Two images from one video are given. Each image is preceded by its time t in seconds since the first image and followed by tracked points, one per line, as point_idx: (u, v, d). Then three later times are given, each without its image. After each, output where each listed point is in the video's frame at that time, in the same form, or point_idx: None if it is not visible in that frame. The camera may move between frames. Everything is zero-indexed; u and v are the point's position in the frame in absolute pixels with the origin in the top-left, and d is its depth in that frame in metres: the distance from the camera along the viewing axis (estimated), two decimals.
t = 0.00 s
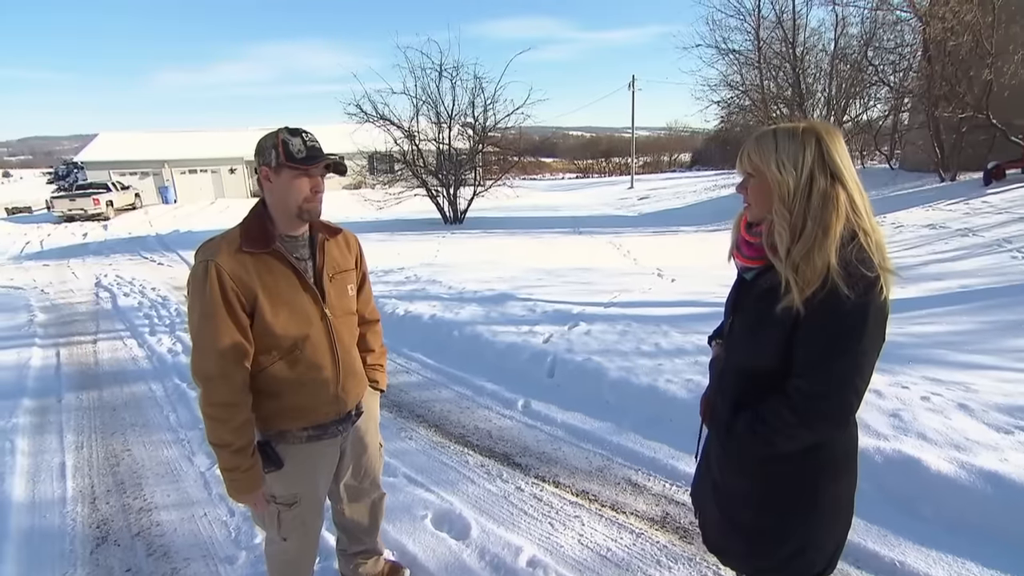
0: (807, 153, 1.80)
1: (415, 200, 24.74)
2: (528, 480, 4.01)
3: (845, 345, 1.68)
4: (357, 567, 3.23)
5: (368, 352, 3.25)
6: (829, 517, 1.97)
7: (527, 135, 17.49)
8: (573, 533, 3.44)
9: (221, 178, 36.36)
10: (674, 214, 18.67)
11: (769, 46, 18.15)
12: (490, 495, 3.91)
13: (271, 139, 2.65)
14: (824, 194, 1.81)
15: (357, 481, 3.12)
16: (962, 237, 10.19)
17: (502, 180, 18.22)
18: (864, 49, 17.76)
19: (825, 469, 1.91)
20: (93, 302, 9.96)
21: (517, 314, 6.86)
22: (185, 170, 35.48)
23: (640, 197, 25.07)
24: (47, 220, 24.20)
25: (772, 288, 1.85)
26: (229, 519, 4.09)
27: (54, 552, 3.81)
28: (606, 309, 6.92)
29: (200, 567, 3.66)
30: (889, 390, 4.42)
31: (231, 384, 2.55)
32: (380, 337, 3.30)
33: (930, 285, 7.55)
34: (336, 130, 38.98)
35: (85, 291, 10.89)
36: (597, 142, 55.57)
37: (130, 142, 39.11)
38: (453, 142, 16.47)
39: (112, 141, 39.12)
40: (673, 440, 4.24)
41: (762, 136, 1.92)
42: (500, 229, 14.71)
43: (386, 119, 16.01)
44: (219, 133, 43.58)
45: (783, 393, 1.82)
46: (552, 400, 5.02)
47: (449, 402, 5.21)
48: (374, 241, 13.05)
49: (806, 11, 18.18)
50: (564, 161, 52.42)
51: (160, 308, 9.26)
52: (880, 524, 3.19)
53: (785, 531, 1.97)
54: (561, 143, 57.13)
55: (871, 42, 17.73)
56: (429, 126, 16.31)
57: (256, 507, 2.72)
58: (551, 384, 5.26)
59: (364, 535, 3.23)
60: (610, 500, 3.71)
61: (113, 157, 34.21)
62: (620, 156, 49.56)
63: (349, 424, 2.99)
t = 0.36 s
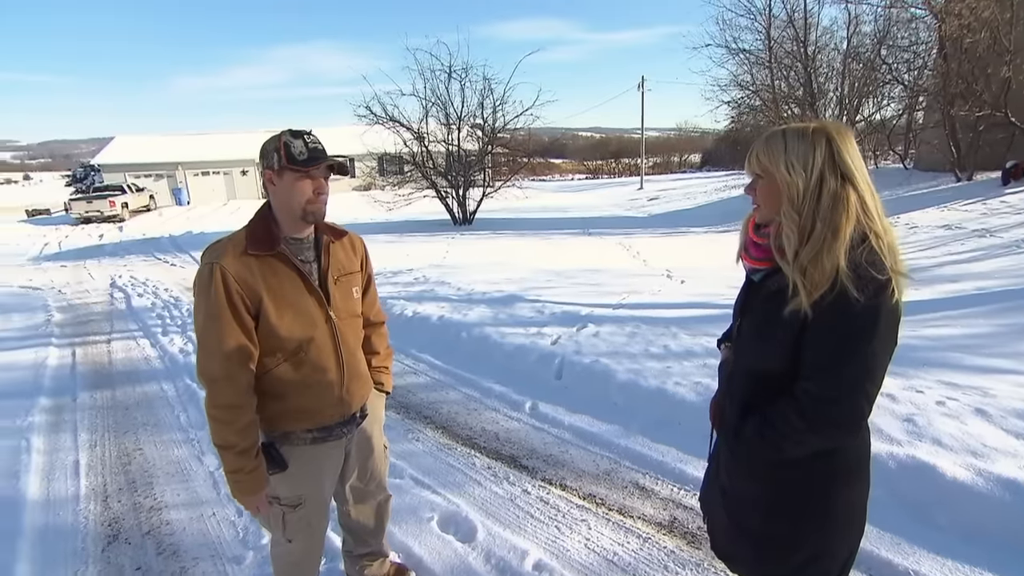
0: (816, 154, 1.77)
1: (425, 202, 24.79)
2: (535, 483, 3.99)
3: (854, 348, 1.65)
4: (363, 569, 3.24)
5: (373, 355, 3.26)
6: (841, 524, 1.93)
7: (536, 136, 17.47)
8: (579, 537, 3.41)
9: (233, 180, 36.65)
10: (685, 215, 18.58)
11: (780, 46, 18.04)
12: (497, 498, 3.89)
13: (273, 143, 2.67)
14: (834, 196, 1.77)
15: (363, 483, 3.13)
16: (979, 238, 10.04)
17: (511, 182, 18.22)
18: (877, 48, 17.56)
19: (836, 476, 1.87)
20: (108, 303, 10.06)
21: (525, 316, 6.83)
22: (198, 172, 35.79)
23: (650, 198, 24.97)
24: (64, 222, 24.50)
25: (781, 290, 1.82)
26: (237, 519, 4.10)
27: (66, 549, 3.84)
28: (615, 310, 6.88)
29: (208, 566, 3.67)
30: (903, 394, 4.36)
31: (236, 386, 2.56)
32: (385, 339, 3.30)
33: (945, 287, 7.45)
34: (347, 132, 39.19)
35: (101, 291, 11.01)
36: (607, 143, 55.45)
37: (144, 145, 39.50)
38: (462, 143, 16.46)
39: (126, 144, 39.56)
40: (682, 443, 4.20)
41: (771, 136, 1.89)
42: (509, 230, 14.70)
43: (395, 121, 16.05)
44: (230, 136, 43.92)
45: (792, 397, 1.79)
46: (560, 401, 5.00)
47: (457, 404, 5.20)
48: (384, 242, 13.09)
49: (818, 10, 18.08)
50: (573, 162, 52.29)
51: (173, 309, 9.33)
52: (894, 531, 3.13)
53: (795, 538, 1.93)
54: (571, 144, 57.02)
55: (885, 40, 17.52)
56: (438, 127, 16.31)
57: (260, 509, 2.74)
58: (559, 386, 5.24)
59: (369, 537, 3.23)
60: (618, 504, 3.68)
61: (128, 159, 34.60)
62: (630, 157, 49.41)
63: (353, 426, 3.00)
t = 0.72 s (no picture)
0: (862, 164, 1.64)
1: (464, 206, 24.94)
2: (559, 496, 3.90)
3: (902, 375, 1.52)
4: None
5: (395, 361, 3.26)
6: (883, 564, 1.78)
7: (575, 142, 17.35)
8: (600, 556, 3.31)
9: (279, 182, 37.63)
10: (726, 224, 18.20)
11: (829, 50, 17.65)
12: (519, 510, 3.82)
13: (299, 148, 2.68)
14: (882, 209, 1.64)
15: (382, 491, 3.13)
16: None
17: (548, 188, 18.18)
18: (937, 51, 16.85)
19: (880, 512, 1.73)
20: (160, 298, 10.41)
21: (557, 324, 6.73)
22: (247, 175, 36.89)
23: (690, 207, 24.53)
24: (122, 222, 25.55)
25: (818, 308, 1.71)
26: (265, 516, 4.13)
27: (105, 534, 3.96)
28: (648, 321, 6.72)
29: (234, 561, 3.69)
30: (962, 423, 4.12)
31: (257, 390, 2.60)
32: (408, 346, 3.30)
33: (1006, 307, 7.03)
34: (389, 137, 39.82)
35: (154, 287, 11.42)
36: (648, 150, 54.89)
37: (196, 149, 40.91)
38: (500, 149, 16.39)
39: (180, 148, 41.09)
40: (713, 463, 4.05)
41: (813, 145, 1.77)
42: (545, 237, 14.63)
43: (434, 127, 16.21)
44: (277, 140, 45.13)
45: (831, 425, 1.67)
46: (588, 414, 4.89)
47: (484, 411, 5.14)
48: (421, 246, 13.19)
49: (871, 12, 17.58)
50: (613, 168, 51.83)
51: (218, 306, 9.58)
52: None
53: None
54: (610, 151, 56.67)
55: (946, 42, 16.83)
56: (477, 133, 16.37)
57: (277, 512, 2.76)
58: (587, 397, 5.13)
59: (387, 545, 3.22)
60: (644, 524, 3.56)
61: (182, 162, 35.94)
62: (671, 164, 48.69)
63: (373, 433, 3.01)
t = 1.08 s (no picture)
0: (941, 162, 1.39)
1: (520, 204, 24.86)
2: (594, 507, 3.76)
3: (984, 415, 1.27)
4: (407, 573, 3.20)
5: (427, 360, 3.33)
6: None
7: (634, 140, 16.95)
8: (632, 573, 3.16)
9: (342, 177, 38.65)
10: (791, 228, 17.42)
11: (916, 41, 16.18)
12: (552, 517, 3.71)
13: (333, 145, 2.69)
14: (965, 217, 1.37)
15: (410, 489, 3.13)
16: None
17: (604, 187, 17.88)
18: None
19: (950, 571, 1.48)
20: (228, 285, 10.82)
21: (604, 326, 6.53)
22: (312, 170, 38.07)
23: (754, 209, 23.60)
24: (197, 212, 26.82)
25: (880, 328, 1.49)
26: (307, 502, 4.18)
27: (160, 506, 4.12)
28: (699, 327, 6.45)
29: (272, 544, 3.74)
30: None
31: (287, 383, 2.64)
32: (440, 345, 3.37)
33: None
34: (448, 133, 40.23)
35: (223, 274, 11.89)
36: (710, 149, 53.35)
37: (266, 144, 42.49)
38: (555, 147, 16.19)
39: (251, 142, 42.81)
40: (761, 484, 3.81)
41: (883, 141, 1.53)
42: (599, 236, 14.39)
43: (491, 124, 16.20)
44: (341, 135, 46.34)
45: (893, 464, 1.44)
46: (630, 422, 4.72)
47: (525, 412, 5.03)
48: (474, 243, 13.21)
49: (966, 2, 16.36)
50: (672, 168, 50.64)
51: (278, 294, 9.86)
52: None
53: None
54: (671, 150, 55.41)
55: None
56: (534, 131, 16.26)
57: (303, 504, 2.80)
58: (630, 404, 4.96)
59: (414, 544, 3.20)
60: (681, 543, 3.38)
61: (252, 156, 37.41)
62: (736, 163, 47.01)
63: (401, 430, 3.05)
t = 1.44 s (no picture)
0: None
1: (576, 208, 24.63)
2: (635, 526, 3.60)
3: None
4: None
5: (462, 365, 3.27)
6: None
7: (694, 144, 16.45)
8: None
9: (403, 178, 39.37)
10: (863, 238, 16.47)
11: None
12: (589, 533, 3.57)
13: (369, 146, 2.71)
14: None
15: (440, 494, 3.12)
16: None
17: (663, 192, 17.45)
18: None
19: None
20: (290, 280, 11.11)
21: (656, 336, 6.30)
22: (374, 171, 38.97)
23: (822, 218, 22.50)
24: (266, 211, 27.88)
25: (952, 357, 1.31)
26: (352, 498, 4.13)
27: (211, 493, 4.16)
28: (757, 341, 6.11)
29: (311, 536, 3.72)
30: None
31: (318, 382, 2.67)
32: (476, 351, 3.30)
33: None
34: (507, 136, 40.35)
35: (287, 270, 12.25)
36: (777, 153, 51.40)
37: (332, 144, 43.80)
38: (614, 150, 16.01)
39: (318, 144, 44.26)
40: (816, 515, 3.54)
41: (963, 143, 1.34)
42: (655, 243, 14.03)
43: (548, 127, 16.09)
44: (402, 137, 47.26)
45: (968, 518, 1.24)
46: (678, 438, 4.51)
47: (569, 421, 4.89)
48: (528, 246, 13.12)
49: None
50: (737, 173, 49.09)
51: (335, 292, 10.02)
52: None
53: None
54: (736, 155, 53.72)
55: None
56: (591, 134, 16.09)
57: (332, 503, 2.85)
58: (680, 420, 4.73)
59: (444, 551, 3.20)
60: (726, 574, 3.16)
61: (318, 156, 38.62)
62: (805, 169, 45.09)
63: (432, 436, 3.01)
